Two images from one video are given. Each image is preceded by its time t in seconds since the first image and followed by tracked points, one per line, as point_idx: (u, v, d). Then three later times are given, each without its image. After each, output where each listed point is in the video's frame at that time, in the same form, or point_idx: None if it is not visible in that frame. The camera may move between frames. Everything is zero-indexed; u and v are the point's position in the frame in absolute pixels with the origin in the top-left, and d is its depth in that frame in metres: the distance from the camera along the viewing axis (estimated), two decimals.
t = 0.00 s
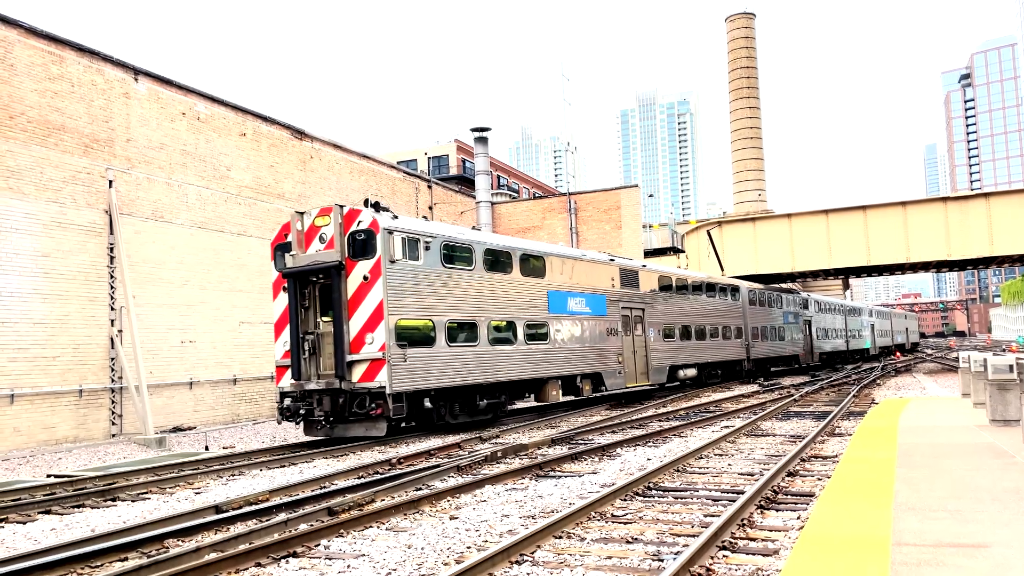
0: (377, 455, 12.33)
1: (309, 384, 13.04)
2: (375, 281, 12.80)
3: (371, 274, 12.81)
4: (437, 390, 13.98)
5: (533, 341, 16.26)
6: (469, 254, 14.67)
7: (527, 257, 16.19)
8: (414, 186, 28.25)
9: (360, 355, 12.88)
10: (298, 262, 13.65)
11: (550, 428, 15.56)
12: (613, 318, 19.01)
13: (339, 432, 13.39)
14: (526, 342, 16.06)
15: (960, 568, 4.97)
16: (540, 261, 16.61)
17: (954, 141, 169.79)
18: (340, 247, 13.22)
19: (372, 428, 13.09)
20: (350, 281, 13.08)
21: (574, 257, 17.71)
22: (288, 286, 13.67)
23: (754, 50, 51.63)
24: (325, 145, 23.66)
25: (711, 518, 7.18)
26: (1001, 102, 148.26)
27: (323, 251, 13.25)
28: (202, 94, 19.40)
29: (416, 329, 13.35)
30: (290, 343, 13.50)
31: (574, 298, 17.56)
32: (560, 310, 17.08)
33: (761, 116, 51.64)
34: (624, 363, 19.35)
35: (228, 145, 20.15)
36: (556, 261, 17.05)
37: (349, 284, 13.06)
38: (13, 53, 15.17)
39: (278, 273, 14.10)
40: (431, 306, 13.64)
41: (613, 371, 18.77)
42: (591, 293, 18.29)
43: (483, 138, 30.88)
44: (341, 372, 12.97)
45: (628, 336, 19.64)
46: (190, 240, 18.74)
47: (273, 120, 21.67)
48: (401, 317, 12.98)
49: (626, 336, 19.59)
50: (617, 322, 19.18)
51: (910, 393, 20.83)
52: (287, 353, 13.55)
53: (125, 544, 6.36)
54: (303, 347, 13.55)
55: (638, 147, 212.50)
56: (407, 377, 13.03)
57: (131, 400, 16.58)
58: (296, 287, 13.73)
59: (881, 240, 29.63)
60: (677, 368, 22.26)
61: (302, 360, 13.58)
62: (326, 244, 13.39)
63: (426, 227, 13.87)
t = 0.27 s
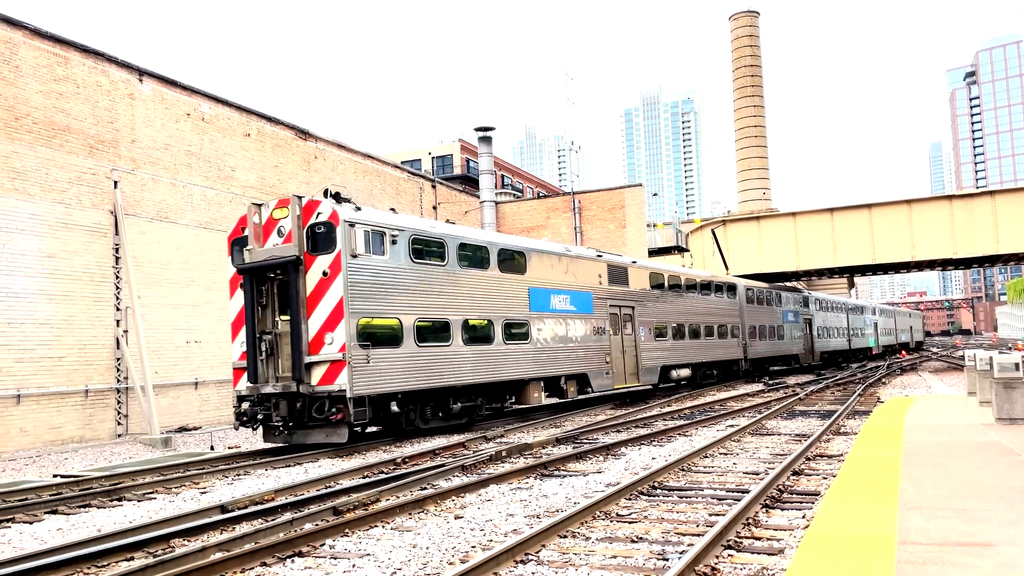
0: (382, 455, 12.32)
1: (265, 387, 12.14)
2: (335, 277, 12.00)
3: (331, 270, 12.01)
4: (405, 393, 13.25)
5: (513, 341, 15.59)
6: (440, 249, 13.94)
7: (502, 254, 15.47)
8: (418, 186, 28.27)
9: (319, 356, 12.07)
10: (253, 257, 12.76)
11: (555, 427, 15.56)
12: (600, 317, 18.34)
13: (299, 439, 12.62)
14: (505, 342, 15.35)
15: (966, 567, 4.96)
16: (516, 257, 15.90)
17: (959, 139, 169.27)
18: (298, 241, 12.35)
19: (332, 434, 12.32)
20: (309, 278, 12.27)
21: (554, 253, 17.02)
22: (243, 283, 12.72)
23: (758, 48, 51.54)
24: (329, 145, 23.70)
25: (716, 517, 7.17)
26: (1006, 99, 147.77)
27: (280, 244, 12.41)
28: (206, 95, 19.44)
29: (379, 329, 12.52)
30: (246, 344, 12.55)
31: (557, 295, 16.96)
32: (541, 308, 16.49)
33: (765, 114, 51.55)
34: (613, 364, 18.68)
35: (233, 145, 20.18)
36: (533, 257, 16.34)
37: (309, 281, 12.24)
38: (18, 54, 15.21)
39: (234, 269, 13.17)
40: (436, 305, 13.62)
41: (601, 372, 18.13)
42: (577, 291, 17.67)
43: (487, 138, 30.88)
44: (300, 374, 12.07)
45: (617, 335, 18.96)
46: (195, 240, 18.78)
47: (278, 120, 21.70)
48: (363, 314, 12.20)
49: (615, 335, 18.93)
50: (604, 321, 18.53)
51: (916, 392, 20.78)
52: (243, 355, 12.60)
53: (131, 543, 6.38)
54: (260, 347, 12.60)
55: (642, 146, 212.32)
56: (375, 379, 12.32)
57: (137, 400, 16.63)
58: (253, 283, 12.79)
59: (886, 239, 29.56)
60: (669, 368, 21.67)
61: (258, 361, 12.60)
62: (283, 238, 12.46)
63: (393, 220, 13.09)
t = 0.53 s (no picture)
0: (388, 454, 12.33)
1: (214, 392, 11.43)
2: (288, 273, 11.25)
3: (285, 265, 11.27)
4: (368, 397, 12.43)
5: (491, 341, 14.83)
6: (410, 244, 13.13)
7: (478, 250, 14.65)
8: (423, 185, 28.29)
9: (273, 358, 11.34)
10: (207, 252, 12.07)
11: (561, 427, 15.56)
12: (587, 316, 17.60)
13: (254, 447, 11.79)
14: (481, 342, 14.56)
15: (973, 567, 4.93)
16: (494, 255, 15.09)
17: (966, 137, 168.59)
18: (251, 235, 11.67)
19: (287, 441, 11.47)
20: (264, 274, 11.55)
21: (537, 250, 16.26)
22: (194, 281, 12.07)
23: (763, 46, 51.40)
24: (334, 145, 23.73)
25: (722, 516, 7.16)
26: (1013, 96, 147.13)
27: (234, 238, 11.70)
28: (212, 95, 19.48)
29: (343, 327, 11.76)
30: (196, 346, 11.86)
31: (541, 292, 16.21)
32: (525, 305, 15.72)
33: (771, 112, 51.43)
34: (601, 364, 17.97)
35: (238, 146, 20.22)
36: (512, 254, 15.55)
37: (265, 277, 11.52)
38: (24, 56, 15.27)
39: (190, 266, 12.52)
40: (441, 304, 13.57)
41: (589, 372, 17.42)
42: (562, 289, 16.93)
43: (492, 138, 30.89)
44: (250, 378, 11.34)
45: (606, 334, 18.25)
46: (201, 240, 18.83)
47: (283, 121, 21.73)
48: (320, 314, 11.39)
49: (604, 335, 18.21)
50: (591, 320, 17.80)
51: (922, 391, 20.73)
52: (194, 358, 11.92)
53: (138, 543, 6.40)
54: (212, 349, 11.88)
55: (647, 144, 211.98)
56: (335, 382, 11.52)
57: (143, 400, 16.69)
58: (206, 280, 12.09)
59: (892, 237, 29.46)
60: (661, 369, 20.96)
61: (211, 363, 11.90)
62: (238, 232, 11.83)
63: (355, 212, 12.30)
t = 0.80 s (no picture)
0: (393, 454, 12.34)
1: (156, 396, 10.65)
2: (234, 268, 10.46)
3: (232, 260, 10.47)
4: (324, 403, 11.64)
5: (466, 341, 14.07)
6: (375, 239, 12.36)
7: (451, 244, 13.86)
8: (428, 184, 28.31)
9: (217, 360, 10.51)
10: (150, 245, 11.23)
11: (566, 426, 15.54)
12: (572, 314, 16.90)
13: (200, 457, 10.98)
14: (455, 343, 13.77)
15: (980, 566, 4.92)
16: (470, 249, 14.32)
17: (973, 134, 167.98)
18: (196, 228, 10.86)
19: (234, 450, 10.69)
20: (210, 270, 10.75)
21: (517, 245, 15.52)
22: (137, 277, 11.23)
23: (769, 44, 51.27)
24: (339, 145, 23.76)
25: (728, 515, 7.16)
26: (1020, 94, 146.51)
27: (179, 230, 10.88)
28: (217, 96, 19.53)
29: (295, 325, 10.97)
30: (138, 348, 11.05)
31: (521, 290, 15.52)
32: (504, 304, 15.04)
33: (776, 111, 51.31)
34: (586, 365, 17.28)
35: (243, 146, 20.27)
36: (489, 249, 14.78)
37: (211, 274, 10.72)
38: (30, 57, 15.32)
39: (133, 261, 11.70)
40: (447, 303, 13.61)
41: (572, 373, 16.75)
42: (543, 287, 16.19)
43: (497, 137, 30.89)
44: (192, 382, 10.53)
45: (591, 334, 17.56)
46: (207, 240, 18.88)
47: (288, 121, 21.77)
48: (269, 313, 10.61)
49: (589, 335, 17.50)
50: (575, 318, 17.09)
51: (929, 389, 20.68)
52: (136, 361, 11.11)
53: (145, 542, 6.43)
54: (156, 350, 11.07)
55: (652, 143, 211.75)
56: (282, 386, 10.70)
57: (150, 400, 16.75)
58: (150, 276, 11.28)
59: (898, 235, 29.37)
60: (653, 369, 20.29)
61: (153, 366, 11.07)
62: (183, 224, 11.00)
63: (312, 204, 11.49)
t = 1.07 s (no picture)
0: (400, 453, 12.36)
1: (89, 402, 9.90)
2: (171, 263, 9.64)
3: (170, 254, 9.67)
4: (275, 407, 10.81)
5: (440, 341, 13.22)
6: (335, 231, 11.55)
7: (422, 237, 13.01)
8: (433, 184, 28.34)
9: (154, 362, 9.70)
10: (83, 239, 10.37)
11: (572, 425, 15.54)
12: (556, 312, 16.09)
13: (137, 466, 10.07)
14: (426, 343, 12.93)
15: (988, 565, 4.91)
16: (445, 243, 13.48)
17: (980, 132, 167.29)
18: (132, 220, 10.04)
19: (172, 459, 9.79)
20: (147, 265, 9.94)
21: (497, 241, 14.71)
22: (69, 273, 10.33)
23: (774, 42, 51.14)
24: (345, 144, 23.79)
25: (733, 514, 7.15)
26: None
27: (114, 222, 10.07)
28: (223, 96, 19.58)
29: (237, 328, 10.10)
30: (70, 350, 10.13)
31: (496, 288, 14.58)
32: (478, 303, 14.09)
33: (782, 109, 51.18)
34: (570, 366, 16.45)
35: (249, 146, 20.31)
36: (466, 243, 13.93)
37: (147, 269, 9.89)
38: (37, 58, 15.38)
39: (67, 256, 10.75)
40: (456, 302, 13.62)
41: (555, 374, 15.95)
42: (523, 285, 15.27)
43: (502, 136, 30.90)
44: (126, 388, 9.72)
45: (576, 333, 16.70)
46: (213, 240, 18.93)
47: (294, 120, 21.81)
48: (210, 311, 9.79)
49: (574, 334, 16.64)
50: (558, 317, 16.22)
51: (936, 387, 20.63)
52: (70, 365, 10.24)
53: (153, 540, 6.45)
54: (89, 352, 10.15)
55: (658, 142, 211.42)
56: (264, 388, 10.35)
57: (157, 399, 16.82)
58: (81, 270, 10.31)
59: (905, 233, 29.27)
60: (643, 371, 19.59)
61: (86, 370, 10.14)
62: (119, 216, 10.17)
63: (262, 194, 10.68)
